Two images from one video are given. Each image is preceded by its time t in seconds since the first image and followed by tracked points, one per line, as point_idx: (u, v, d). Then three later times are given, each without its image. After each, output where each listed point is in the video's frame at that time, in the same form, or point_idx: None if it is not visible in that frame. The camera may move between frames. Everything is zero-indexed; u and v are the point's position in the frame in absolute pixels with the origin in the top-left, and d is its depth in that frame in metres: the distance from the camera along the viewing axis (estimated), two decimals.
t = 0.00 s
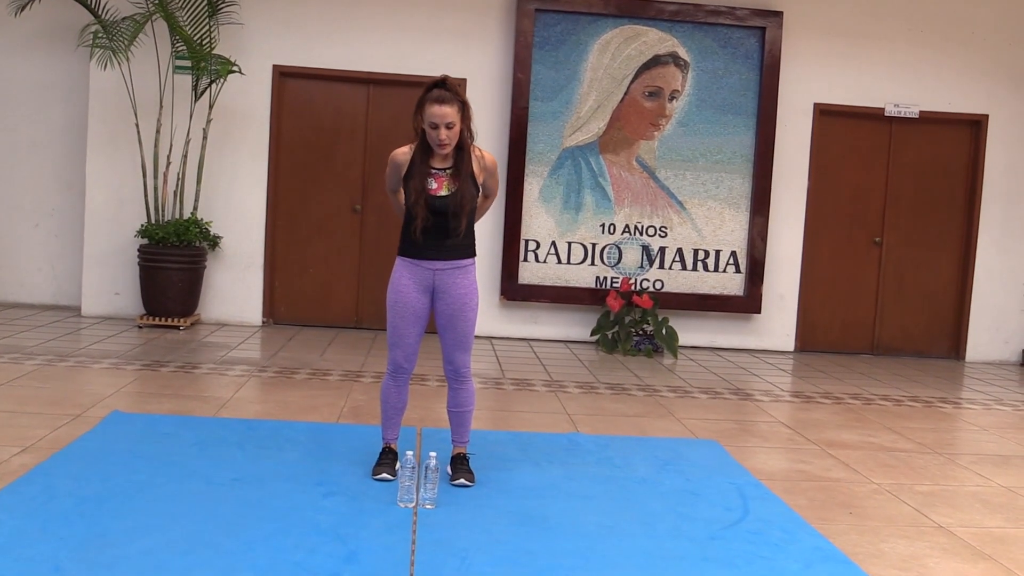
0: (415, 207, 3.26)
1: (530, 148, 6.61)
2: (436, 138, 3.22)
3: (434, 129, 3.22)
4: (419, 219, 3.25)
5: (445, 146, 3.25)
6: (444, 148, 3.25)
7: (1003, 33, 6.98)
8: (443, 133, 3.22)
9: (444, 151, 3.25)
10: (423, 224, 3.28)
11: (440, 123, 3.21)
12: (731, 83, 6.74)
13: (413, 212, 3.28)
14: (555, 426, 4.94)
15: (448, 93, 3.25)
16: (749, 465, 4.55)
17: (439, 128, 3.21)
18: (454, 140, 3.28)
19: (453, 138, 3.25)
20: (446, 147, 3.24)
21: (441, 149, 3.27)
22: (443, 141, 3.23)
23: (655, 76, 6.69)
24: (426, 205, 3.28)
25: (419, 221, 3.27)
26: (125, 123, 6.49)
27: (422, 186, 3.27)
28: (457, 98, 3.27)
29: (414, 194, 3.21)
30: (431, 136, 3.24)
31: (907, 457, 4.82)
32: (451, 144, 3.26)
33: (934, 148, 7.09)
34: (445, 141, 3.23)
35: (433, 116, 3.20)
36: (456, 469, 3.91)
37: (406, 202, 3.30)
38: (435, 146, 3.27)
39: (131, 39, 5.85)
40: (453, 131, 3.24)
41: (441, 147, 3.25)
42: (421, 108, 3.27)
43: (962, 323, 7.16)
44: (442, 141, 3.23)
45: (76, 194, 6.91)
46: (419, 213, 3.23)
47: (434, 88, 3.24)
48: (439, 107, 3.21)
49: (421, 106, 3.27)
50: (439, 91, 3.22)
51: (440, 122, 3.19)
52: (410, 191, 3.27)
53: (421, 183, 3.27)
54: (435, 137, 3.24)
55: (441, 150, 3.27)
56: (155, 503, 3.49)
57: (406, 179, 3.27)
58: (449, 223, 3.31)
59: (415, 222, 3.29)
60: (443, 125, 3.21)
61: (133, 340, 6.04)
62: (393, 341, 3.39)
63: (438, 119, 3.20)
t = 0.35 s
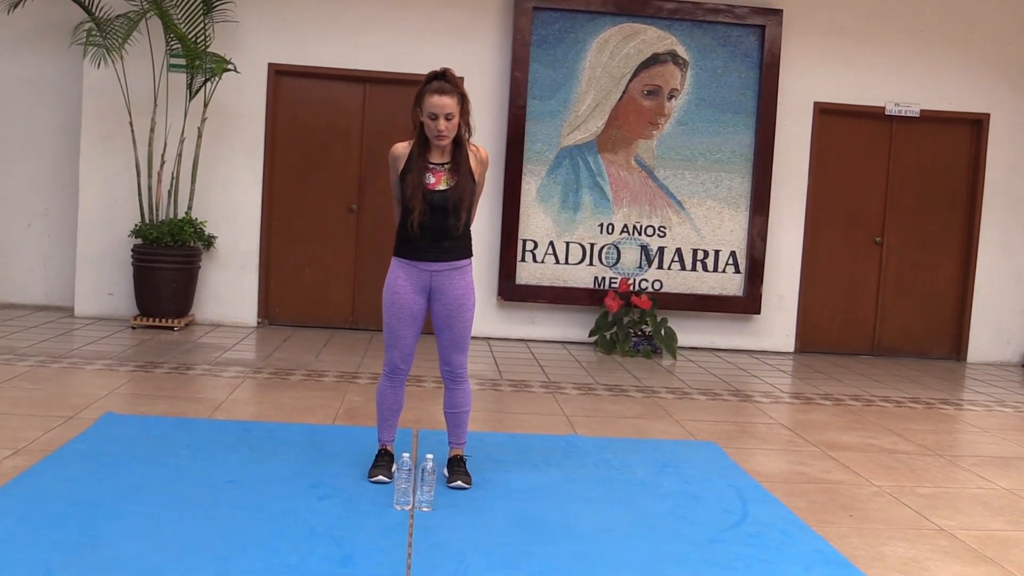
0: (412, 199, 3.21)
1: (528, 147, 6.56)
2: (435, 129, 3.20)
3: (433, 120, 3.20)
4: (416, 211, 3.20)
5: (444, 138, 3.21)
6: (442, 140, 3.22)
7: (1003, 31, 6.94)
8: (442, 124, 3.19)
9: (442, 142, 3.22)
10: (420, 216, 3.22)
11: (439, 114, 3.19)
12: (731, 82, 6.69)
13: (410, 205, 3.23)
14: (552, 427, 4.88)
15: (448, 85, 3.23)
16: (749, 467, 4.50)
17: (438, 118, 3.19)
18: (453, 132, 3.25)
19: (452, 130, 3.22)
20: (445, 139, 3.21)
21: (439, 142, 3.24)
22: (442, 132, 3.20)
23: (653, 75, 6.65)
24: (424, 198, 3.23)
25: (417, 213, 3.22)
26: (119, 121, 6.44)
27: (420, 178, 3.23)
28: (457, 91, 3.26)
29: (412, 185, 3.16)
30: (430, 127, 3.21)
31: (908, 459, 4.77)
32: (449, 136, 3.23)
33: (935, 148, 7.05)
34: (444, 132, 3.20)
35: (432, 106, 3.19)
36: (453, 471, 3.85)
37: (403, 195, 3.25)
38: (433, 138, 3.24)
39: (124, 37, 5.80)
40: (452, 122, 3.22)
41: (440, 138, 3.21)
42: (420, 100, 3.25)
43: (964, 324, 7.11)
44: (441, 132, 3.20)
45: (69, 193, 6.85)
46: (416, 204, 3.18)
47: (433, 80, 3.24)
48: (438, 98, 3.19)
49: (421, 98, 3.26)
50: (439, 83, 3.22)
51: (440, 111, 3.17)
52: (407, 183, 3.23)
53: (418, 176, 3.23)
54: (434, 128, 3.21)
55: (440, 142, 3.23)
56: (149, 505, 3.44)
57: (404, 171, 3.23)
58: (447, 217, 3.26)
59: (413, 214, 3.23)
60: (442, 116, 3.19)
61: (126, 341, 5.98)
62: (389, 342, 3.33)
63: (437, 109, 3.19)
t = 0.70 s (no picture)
0: (404, 196, 3.01)
1: (525, 145, 6.36)
2: (429, 121, 3.00)
3: (427, 110, 3.00)
4: (409, 209, 2.99)
5: (438, 130, 3.01)
6: (436, 132, 3.01)
7: (1014, 26, 6.75)
8: (436, 115, 2.99)
9: (436, 135, 3.01)
10: (413, 215, 3.02)
11: (434, 105, 3.00)
12: (736, 77, 6.49)
13: (403, 203, 3.03)
14: (551, 436, 4.67)
15: (444, 76, 3.04)
16: (756, 477, 4.29)
17: (433, 109, 3.00)
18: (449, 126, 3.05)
19: (447, 122, 3.02)
20: (439, 131, 3.01)
21: (434, 135, 3.04)
22: (436, 124, 3.00)
23: (656, 70, 6.45)
24: (417, 195, 3.02)
25: (410, 212, 3.01)
26: (101, 119, 6.22)
27: (413, 175, 3.02)
28: (454, 83, 3.06)
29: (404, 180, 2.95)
30: (424, 119, 3.02)
31: (921, 469, 4.57)
32: (444, 128, 3.02)
33: (948, 146, 6.86)
34: (439, 124, 3.00)
35: (427, 95, 3.00)
36: (448, 481, 3.64)
37: (395, 192, 3.05)
38: (428, 132, 3.05)
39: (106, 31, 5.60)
40: (447, 114, 3.02)
41: (434, 131, 3.01)
42: (414, 92, 3.06)
43: (978, 328, 6.92)
44: (435, 123, 3.00)
45: (49, 194, 6.63)
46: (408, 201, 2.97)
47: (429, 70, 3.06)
48: (433, 87, 3.01)
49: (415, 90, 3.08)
50: (435, 73, 3.03)
51: (435, 101, 2.98)
52: (400, 180, 3.03)
53: (411, 172, 3.03)
54: (428, 120, 3.02)
55: (434, 135, 3.03)
56: (131, 518, 3.22)
57: (397, 167, 3.03)
58: (442, 217, 3.05)
59: (405, 213, 3.03)
60: (437, 106, 2.99)
61: (108, 346, 5.76)
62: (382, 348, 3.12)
63: (432, 99, 2.99)
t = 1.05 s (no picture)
0: (401, 192, 2.81)
1: (523, 144, 6.17)
2: (429, 114, 2.82)
3: (427, 104, 2.83)
4: (405, 205, 2.80)
5: (438, 124, 2.83)
6: (436, 127, 2.84)
7: None
8: (436, 108, 2.82)
9: (436, 130, 2.83)
10: (410, 212, 2.82)
11: (434, 98, 2.83)
12: (741, 74, 6.31)
13: (399, 199, 2.83)
14: (550, 447, 4.47)
15: (445, 70, 2.88)
16: (763, 489, 4.10)
17: (433, 102, 2.83)
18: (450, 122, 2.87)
19: (448, 117, 2.84)
20: (440, 125, 2.83)
21: (433, 130, 2.86)
22: (436, 118, 2.82)
23: (658, 66, 6.26)
24: (414, 192, 2.82)
25: (406, 209, 2.82)
26: (82, 118, 6.01)
27: (410, 171, 2.83)
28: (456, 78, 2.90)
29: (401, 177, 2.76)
30: (423, 114, 2.84)
31: (934, 480, 4.38)
32: (445, 123, 2.84)
33: (961, 146, 6.68)
34: (439, 117, 2.82)
35: (427, 88, 2.83)
36: (443, 493, 3.43)
37: (392, 190, 2.86)
38: (427, 127, 2.87)
39: (87, 25, 5.41)
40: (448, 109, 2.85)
41: (434, 125, 2.83)
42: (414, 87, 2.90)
43: (994, 334, 6.75)
44: (435, 117, 2.82)
45: (28, 195, 6.42)
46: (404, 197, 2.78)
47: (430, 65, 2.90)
48: (434, 80, 2.84)
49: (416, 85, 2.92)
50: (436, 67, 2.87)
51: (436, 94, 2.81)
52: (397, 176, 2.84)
53: (409, 168, 2.84)
54: (427, 115, 2.84)
55: (434, 130, 2.85)
56: (113, 532, 3.02)
57: (394, 163, 2.85)
58: (440, 216, 2.84)
59: (401, 210, 2.83)
60: (437, 99, 2.82)
61: (89, 353, 5.55)
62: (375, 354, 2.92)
63: (433, 92, 2.82)
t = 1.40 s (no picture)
0: (397, 193, 2.63)
1: (522, 143, 5.99)
2: (427, 112, 2.65)
3: (424, 101, 2.65)
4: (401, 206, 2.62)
5: (436, 122, 2.65)
6: (435, 125, 2.66)
7: None
8: (434, 105, 2.64)
9: (434, 128, 2.65)
10: (406, 214, 2.64)
11: (432, 95, 2.65)
12: (747, 71, 6.13)
13: (395, 199, 2.65)
14: (549, 458, 4.28)
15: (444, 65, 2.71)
16: (770, 501, 3.91)
17: (430, 99, 2.65)
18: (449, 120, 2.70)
19: (446, 114, 2.67)
20: (438, 123, 2.65)
21: (431, 129, 2.68)
22: (433, 116, 2.65)
23: (662, 63, 6.08)
24: (411, 193, 2.64)
25: (402, 211, 2.64)
26: (65, 117, 5.83)
27: (407, 170, 2.65)
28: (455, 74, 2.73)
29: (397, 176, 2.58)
30: (421, 111, 2.67)
31: (948, 492, 4.20)
32: (443, 121, 2.67)
33: (976, 147, 6.51)
34: (437, 115, 2.65)
35: (424, 84, 2.65)
36: (438, 506, 3.23)
37: (388, 190, 2.67)
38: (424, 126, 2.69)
39: (70, 20, 5.26)
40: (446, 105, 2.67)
41: (431, 123, 2.65)
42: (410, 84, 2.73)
43: (1009, 340, 6.56)
44: (433, 115, 2.65)
45: (9, 196, 6.23)
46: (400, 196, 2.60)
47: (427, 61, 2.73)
48: (431, 76, 2.67)
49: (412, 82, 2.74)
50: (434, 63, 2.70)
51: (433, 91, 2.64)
52: (393, 176, 2.66)
53: (405, 167, 2.65)
54: (424, 112, 2.67)
55: (432, 129, 2.67)
56: (90, 547, 2.82)
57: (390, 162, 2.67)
58: (438, 217, 2.66)
59: (397, 211, 2.65)
60: (435, 96, 2.65)
61: (71, 360, 5.36)
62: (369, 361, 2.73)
63: (431, 88, 2.65)
